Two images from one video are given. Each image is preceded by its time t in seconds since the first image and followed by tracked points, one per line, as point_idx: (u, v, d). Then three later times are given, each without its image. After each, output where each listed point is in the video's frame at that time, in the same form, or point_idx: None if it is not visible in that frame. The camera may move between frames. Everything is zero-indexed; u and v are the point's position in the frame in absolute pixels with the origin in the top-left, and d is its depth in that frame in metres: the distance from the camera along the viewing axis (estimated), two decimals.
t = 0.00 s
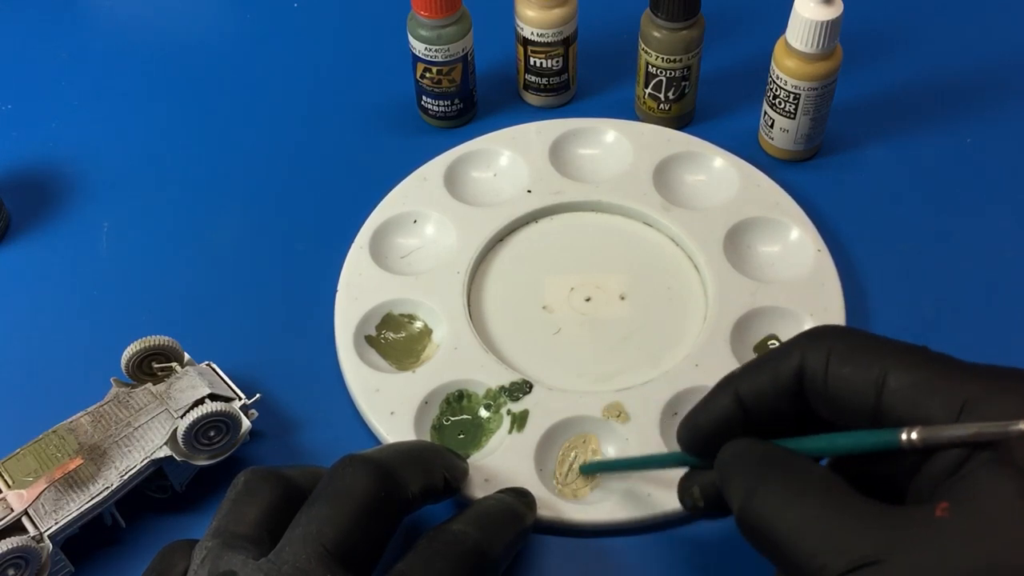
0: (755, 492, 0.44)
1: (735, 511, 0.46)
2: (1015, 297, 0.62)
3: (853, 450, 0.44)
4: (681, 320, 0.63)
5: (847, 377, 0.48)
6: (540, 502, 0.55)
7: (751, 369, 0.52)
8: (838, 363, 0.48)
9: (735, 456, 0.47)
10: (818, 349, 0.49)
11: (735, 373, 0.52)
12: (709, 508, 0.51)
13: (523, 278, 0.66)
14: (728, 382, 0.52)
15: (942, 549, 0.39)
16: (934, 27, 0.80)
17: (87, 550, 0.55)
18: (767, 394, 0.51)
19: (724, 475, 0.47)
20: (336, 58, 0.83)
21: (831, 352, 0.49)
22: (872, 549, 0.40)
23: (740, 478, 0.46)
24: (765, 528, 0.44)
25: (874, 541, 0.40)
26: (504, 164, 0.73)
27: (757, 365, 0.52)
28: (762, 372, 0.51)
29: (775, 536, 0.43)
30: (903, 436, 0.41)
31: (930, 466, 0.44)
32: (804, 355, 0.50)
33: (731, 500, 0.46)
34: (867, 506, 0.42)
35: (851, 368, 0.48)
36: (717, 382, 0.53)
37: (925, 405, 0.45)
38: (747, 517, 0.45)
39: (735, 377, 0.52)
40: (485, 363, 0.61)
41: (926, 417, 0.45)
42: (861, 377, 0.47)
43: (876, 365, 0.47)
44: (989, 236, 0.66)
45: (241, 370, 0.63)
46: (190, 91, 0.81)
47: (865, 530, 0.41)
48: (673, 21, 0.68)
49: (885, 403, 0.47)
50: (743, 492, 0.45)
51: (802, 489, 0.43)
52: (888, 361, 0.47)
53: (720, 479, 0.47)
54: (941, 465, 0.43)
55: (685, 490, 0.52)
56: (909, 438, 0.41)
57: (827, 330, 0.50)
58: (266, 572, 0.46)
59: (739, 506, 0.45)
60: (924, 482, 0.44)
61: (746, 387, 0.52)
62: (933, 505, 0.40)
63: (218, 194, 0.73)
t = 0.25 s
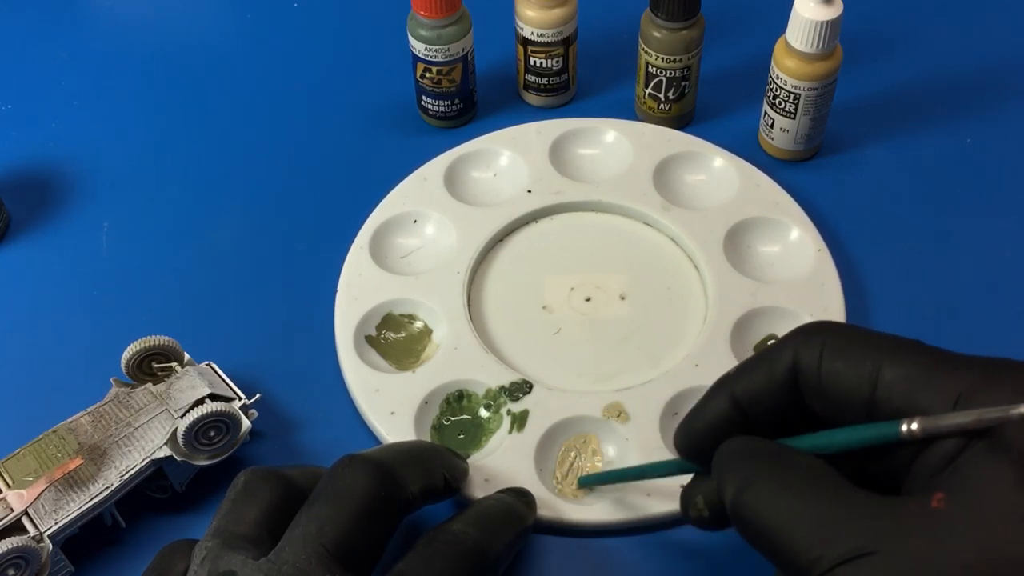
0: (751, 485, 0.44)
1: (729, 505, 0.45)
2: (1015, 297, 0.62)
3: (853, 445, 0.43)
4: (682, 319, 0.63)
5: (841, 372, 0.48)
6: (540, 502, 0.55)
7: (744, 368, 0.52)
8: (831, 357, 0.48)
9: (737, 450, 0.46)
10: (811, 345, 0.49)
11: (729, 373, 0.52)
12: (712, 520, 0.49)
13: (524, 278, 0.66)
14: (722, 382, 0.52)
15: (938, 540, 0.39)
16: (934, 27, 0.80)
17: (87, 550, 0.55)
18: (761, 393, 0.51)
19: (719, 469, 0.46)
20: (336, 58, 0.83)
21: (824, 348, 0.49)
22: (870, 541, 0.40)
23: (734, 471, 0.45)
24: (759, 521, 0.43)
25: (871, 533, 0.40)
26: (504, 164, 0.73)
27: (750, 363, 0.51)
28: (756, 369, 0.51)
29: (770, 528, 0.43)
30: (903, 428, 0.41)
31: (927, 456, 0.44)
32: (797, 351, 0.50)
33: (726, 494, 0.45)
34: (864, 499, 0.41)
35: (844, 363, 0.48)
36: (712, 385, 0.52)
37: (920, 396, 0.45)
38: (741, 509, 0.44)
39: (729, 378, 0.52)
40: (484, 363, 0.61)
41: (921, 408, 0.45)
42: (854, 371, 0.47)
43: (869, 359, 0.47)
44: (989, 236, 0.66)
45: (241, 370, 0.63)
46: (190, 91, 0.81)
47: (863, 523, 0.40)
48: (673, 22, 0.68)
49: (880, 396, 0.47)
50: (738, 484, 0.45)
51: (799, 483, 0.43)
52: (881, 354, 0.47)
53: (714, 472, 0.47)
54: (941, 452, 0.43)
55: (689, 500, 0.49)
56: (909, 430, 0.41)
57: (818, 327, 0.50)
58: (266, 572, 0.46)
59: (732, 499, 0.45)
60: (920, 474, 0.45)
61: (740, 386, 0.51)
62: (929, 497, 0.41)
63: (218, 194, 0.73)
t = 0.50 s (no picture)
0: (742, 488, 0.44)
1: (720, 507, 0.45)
2: (1015, 297, 0.62)
3: (849, 446, 0.44)
4: (685, 321, 0.63)
5: (831, 371, 0.48)
6: (540, 503, 0.55)
7: (736, 370, 0.52)
8: (821, 357, 0.49)
9: (726, 451, 0.46)
10: (802, 345, 0.49)
11: (721, 374, 0.52)
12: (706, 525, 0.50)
13: (528, 278, 0.66)
14: (714, 384, 0.52)
15: (931, 536, 0.39)
16: (934, 27, 0.80)
17: (87, 549, 0.55)
18: (753, 392, 0.51)
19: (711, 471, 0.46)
20: (336, 58, 0.83)
21: (814, 348, 0.49)
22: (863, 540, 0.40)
23: (727, 474, 0.45)
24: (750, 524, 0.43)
25: (864, 531, 0.40)
26: (512, 164, 0.73)
27: (742, 363, 0.52)
28: (748, 369, 0.51)
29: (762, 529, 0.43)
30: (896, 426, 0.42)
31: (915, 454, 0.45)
32: (788, 351, 0.50)
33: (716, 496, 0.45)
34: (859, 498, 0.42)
35: (834, 360, 0.48)
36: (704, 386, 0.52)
37: (909, 393, 0.45)
38: (729, 510, 0.44)
39: (721, 379, 0.52)
40: (485, 363, 0.61)
41: (910, 406, 0.45)
42: (844, 370, 0.48)
43: (859, 357, 0.47)
44: (989, 236, 0.66)
45: (241, 370, 0.63)
46: (191, 91, 0.81)
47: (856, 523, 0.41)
48: (673, 22, 0.68)
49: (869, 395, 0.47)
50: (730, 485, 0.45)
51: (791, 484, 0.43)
52: (870, 353, 0.47)
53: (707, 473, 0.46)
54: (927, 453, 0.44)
55: (683, 505, 0.51)
56: (902, 429, 0.42)
57: (807, 327, 0.50)
58: (266, 572, 0.46)
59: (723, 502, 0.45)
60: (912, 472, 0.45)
61: (731, 386, 0.51)
62: (920, 495, 0.41)
63: (219, 194, 0.73)
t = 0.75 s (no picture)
0: (784, 454, 0.45)
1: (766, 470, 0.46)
2: (1015, 297, 0.62)
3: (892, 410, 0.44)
4: (686, 322, 0.63)
5: (895, 336, 0.48)
6: (541, 503, 0.55)
7: (793, 322, 0.52)
8: (887, 320, 0.48)
9: (762, 412, 0.47)
10: (867, 306, 0.49)
11: (777, 323, 0.52)
12: (726, 463, 0.52)
13: (528, 279, 0.66)
14: (767, 331, 0.52)
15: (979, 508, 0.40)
16: (934, 27, 0.80)
17: (87, 550, 0.55)
18: (806, 345, 0.51)
19: (753, 435, 0.47)
20: (337, 58, 0.82)
21: (880, 310, 0.49)
22: (909, 506, 0.41)
23: (770, 438, 0.46)
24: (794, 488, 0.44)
25: (911, 498, 0.41)
26: (512, 164, 0.73)
27: (799, 317, 0.52)
28: (805, 324, 0.51)
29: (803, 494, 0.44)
30: (945, 398, 0.42)
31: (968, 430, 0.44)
32: (851, 312, 0.50)
33: (760, 460, 0.46)
34: (905, 465, 0.42)
35: (900, 327, 0.48)
36: (755, 332, 0.53)
37: (971, 370, 0.45)
38: (775, 473, 0.45)
39: (775, 328, 0.52)
40: (485, 362, 0.61)
41: (970, 382, 0.45)
42: (909, 335, 0.48)
43: (926, 326, 0.47)
44: (990, 236, 0.66)
45: (241, 370, 0.63)
46: (191, 91, 0.81)
47: (900, 489, 0.41)
48: (673, 21, 0.68)
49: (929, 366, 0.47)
50: (773, 450, 0.45)
51: (837, 447, 0.43)
52: (938, 323, 0.47)
53: (748, 435, 0.47)
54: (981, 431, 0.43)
55: (709, 441, 0.53)
56: (952, 401, 0.42)
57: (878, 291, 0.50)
58: (266, 572, 0.46)
59: (769, 466, 0.46)
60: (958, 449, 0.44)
61: (786, 337, 0.52)
62: (976, 467, 0.41)
63: (219, 194, 0.73)
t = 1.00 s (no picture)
0: (783, 446, 0.45)
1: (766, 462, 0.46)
2: (1016, 297, 0.62)
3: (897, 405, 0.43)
4: (686, 322, 0.63)
5: (893, 330, 0.48)
6: (541, 503, 0.55)
7: (792, 320, 0.52)
8: (884, 315, 0.48)
9: (762, 407, 0.47)
10: (864, 300, 0.49)
11: (777, 321, 0.52)
12: (736, 460, 0.52)
13: (528, 279, 0.66)
14: (768, 329, 0.52)
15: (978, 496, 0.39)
16: (934, 27, 0.80)
17: (87, 550, 0.55)
18: (806, 342, 0.51)
19: (753, 428, 0.47)
20: (337, 58, 0.82)
21: (877, 305, 0.49)
22: (904, 495, 0.41)
23: (769, 430, 0.46)
24: (793, 479, 0.44)
25: (907, 486, 0.41)
26: (512, 164, 0.73)
27: (799, 314, 0.52)
28: (803, 321, 0.51)
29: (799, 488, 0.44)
30: (946, 393, 0.41)
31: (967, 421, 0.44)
32: (849, 306, 0.50)
33: (760, 451, 0.46)
34: (902, 454, 0.42)
35: (898, 321, 0.48)
36: (755, 332, 0.53)
37: (967, 361, 0.45)
38: (774, 465, 0.45)
39: (774, 326, 0.52)
40: (486, 362, 0.61)
41: (967, 372, 0.45)
42: (907, 330, 0.48)
43: (922, 320, 0.47)
44: (990, 236, 0.66)
45: (241, 370, 0.63)
46: (191, 91, 0.81)
47: (896, 477, 0.41)
48: (673, 21, 0.67)
49: (927, 358, 0.47)
50: (772, 441, 0.45)
51: (834, 439, 0.43)
52: (934, 317, 0.47)
53: (750, 428, 0.47)
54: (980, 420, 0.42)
55: (716, 440, 0.52)
56: (952, 396, 0.40)
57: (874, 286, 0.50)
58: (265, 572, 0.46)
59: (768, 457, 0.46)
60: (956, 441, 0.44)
61: (786, 336, 0.51)
62: (971, 456, 0.41)
63: (219, 194, 0.73)
